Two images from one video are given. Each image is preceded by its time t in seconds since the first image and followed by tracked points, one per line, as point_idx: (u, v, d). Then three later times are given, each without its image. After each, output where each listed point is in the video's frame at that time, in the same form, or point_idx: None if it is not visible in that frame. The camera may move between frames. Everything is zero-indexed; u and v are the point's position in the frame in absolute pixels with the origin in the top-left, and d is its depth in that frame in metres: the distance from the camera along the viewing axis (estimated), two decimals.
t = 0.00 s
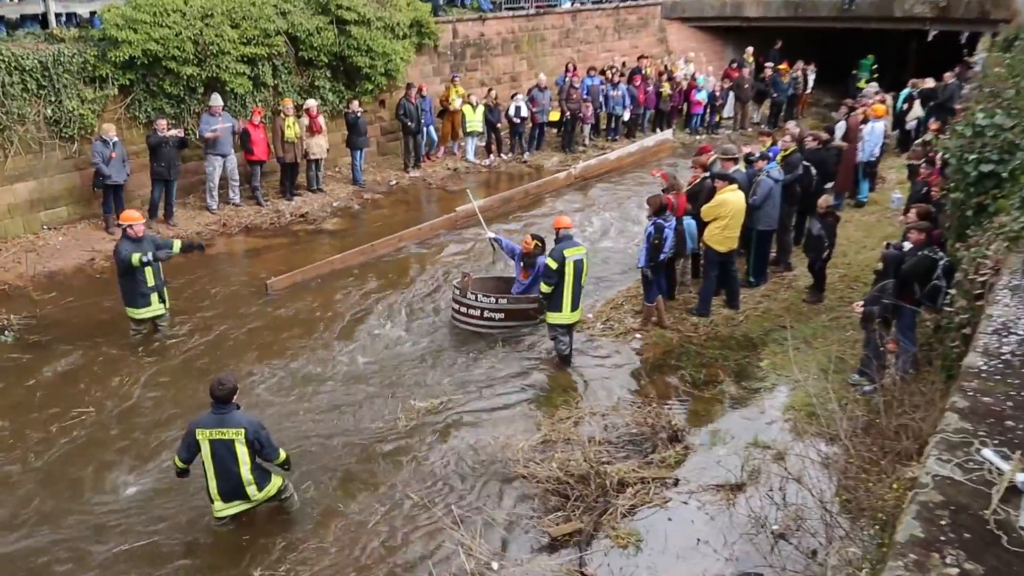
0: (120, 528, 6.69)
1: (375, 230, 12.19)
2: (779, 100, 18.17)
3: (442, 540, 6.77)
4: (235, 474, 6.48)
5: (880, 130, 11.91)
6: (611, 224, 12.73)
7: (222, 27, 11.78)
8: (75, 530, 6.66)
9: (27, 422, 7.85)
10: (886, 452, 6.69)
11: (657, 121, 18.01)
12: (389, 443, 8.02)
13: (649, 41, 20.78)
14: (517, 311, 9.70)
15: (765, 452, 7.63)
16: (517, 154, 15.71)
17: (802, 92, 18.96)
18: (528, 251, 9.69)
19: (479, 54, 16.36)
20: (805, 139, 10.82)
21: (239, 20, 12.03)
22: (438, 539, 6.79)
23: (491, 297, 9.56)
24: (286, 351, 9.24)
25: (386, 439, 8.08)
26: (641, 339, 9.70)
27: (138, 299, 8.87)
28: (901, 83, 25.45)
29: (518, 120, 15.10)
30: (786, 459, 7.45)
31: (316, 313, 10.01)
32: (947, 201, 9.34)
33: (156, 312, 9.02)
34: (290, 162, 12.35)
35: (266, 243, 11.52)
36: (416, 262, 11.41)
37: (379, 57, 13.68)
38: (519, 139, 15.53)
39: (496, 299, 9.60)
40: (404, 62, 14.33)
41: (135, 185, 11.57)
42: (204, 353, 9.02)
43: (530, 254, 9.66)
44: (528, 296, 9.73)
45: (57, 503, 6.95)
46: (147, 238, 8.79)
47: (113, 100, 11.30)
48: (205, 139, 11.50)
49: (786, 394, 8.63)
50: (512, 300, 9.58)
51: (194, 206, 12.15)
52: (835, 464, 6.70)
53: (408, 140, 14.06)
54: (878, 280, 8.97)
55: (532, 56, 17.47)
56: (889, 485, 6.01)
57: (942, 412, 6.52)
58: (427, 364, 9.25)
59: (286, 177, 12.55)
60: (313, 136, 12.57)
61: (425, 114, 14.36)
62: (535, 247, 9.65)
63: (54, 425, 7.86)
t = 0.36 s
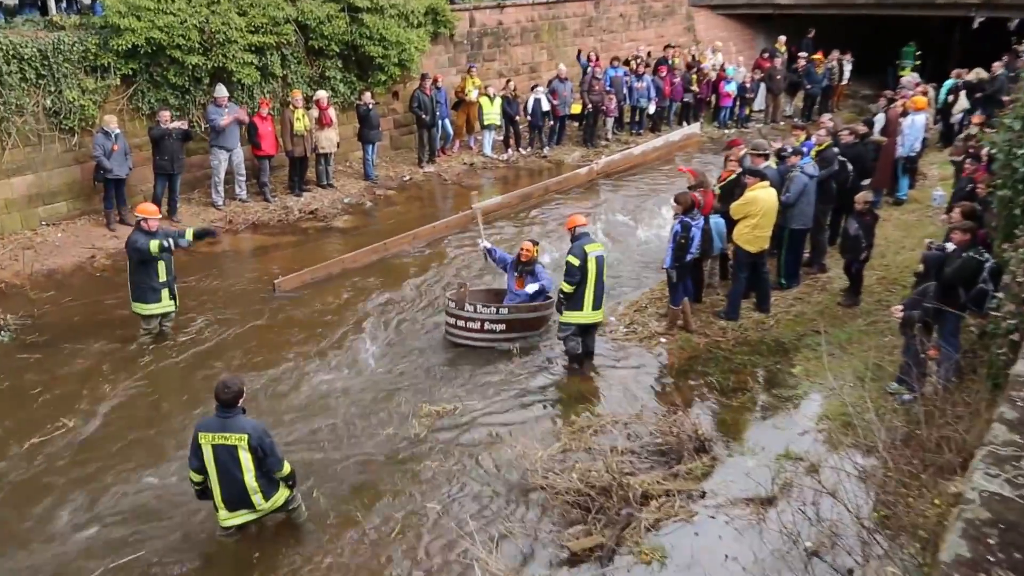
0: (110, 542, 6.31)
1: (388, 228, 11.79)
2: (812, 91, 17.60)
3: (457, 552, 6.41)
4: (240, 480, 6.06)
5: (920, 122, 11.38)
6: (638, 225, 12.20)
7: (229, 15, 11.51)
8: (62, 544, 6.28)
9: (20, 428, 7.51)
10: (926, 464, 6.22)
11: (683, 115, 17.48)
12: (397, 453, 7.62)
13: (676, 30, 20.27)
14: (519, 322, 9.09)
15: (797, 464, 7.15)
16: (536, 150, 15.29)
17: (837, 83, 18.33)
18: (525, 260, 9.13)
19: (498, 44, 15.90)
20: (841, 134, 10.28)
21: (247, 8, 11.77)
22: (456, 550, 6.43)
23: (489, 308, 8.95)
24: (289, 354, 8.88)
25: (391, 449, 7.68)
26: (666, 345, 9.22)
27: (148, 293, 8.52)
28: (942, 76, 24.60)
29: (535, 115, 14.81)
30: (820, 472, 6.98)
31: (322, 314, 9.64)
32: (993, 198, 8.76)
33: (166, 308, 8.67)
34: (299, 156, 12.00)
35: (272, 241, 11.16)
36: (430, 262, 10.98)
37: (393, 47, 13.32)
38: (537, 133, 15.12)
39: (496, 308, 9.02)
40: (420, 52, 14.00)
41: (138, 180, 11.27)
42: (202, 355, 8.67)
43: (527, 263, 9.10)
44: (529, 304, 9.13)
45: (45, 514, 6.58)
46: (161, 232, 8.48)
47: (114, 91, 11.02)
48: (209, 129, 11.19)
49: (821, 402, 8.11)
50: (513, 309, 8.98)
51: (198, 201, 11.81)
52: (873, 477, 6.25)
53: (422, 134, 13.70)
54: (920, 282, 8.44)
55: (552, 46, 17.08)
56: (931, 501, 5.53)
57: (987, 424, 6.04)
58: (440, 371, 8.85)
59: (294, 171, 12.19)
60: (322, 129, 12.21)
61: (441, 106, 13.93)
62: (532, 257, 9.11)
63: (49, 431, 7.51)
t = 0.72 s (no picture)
0: (87, 563, 5.80)
1: (397, 220, 11.27)
2: (856, 73, 16.90)
3: (474, 561, 6.03)
4: (239, 484, 5.67)
5: (973, 107, 10.85)
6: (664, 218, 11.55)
7: None
8: (34, 561, 5.80)
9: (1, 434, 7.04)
10: (976, 478, 5.79)
11: (713, 99, 16.77)
12: (404, 463, 7.09)
13: (707, 11, 19.56)
14: (516, 336, 8.39)
15: (836, 475, 6.63)
16: (555, 137, 14.73)
17: (882, 64, 17.53)
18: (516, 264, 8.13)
19: (515, 23, 15.45)
20: (886, 120, 9.65)
21: None
22: (471, 557, 6.09)
23: (489, 320, 8.20)
24: (287, 352, 8.39)
25: (391, 456, 7.16)
26: (694, 345, 8.60)
27: (144, 286, 8.01)
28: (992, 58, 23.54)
29: (557, 100, 14.27)
30: (862, 484, 6.41)
31: (323, 310, 9.15)
32: None
33: (162, 303, 8.14)
34: (303, 143, 11.52)
35: (272, 234, 10.68)
36: (442, 256, 10.44)
37: (402, 27, 12.87)
38: (556, 119, 14.55)
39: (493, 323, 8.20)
40: (432, 33, 13.52)
41: (130, 168, 10.81)
42: (194, 354, 8.21)
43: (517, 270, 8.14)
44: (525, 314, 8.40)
45: (20, 530, 6.08)
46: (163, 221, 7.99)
47: (106, 73, 10.58)
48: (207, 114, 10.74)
49: (863, 410, 7.49)
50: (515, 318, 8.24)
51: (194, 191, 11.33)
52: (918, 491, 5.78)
53: (433, 122, 13.19)
54: (969, 281, 7.73)
55: (573, 27, 16.51)
56: (985, 517, 5.38)
57: None
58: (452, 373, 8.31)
59: (297, 160, 11.72)
60: (327, 116, 11.80)
61: (454, 91, 13.40)
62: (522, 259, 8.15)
63: (31, 438, 7.03)
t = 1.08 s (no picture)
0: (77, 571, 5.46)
1: (417, 204, 10.87)
2: (911, 46, 16.11)
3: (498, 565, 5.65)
4: (250, 477, 5.31)
5: None
6: (700, 203, 10.99)
7: None
8: (16, 560, 5.53)
9: None
10: None
11: (756, 76, 16.08)
12: (420, 462, 6.68)
13: None
14: (518, 344, 7.65)
15: (885, 478, 6.10)
16: (586, 116, 14.23)
17: (939, 37, 16.71)
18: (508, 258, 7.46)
19: None
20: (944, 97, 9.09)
21: None
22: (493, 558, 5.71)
23: (493, 326, 7.45)
24: (297, 340, 8.04)
25: (402, 452, 6.77)
26: (733, 339, 8.08)
27: (149, 282, 7.71)
28: None
29: (587, 76, 13.76)
30: (914, 488, 5.90)
31: (337, 296, 8.78)
32: None
33: (169, 299, 7.83)
34: (319, 122, 11.17)
35: (286, 219, 10.33)
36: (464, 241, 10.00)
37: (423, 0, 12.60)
38: (587, 98, 14.04)
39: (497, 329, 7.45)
40: (453, 5, 13.14)
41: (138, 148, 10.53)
42: (199, 342, 7.90)
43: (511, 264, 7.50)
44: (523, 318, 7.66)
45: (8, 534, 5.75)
46: (168, 213, 7.65)
47: (113, 48, 10.27)
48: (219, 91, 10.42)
49: (915, 409, 6.92)
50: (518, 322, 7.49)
51: (207, 173, 11.02)
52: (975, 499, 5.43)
53: (456, 99, 12.73)
54: None
55: None
56: None
57: None
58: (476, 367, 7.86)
59: (313, 141, 11.37)
60: (344, 94, 11.43)
61: (479, 67, 13.05)
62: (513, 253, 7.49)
63: (26, 433, 6.73)
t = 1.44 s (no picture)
0: (106, 555, 5.40)
1: (451, 185, 10.69)
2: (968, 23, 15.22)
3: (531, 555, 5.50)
4: (281, 463, 5.18)
5: None
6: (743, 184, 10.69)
7: None
8: (45, 541, 5.50)
9: (26, 409, 6.72)
10: None
11: (803, 52, 15.67)
12: (454, 447, 6.52)
13: None
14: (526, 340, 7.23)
15: (935, 471, 5.81)
16: (625, 93, 13.96)
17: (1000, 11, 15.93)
18: (497, 251, 7.07)
19: None
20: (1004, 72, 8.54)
21: None
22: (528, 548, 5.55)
23: (502, 322, 7.01)
24: (329, 322, 7.93)
25: (436, 437, 6.63)
26: (776, 324, 7.82)
27: (171, 271, 7.56)
28: None
29: (625, 53, 13.46)
30: (965, 481, 5.59)
31: (371, 279, 8.63)
32: None
33: (192, 289, 7.68)
34: (351, 100, 11.02)
35: (318, 199, 10.21)
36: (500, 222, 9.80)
37: None
38: (625, 75, 13.74)
39: (506, 324, 7.00)
40: None
41: (168, 127, 10.44)
42: (230, 323, 7.81)
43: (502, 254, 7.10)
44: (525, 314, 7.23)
45: (38, 515, 5.73)
46: (191, 202, 7.50)
47: (143, 25, 10.14)
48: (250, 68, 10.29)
49: (967, 399, 6.62)
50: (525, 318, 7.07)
51: (238, 153, 10.91)
52: None
53: (491, 78, 12.55)
54: None
55: None
56: None
57: None
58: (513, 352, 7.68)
59: (345, 119, 11.24)
60: (378, 72, 11.20)
61: (516, 44, 12.83)
62: (508, 247, 7.08)
63: (56, 412, 6.72)
